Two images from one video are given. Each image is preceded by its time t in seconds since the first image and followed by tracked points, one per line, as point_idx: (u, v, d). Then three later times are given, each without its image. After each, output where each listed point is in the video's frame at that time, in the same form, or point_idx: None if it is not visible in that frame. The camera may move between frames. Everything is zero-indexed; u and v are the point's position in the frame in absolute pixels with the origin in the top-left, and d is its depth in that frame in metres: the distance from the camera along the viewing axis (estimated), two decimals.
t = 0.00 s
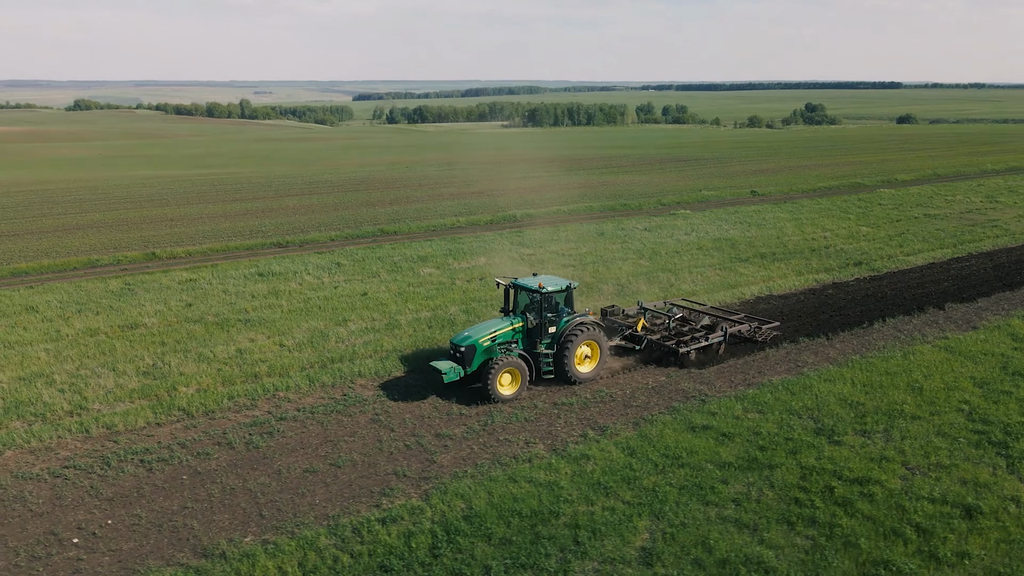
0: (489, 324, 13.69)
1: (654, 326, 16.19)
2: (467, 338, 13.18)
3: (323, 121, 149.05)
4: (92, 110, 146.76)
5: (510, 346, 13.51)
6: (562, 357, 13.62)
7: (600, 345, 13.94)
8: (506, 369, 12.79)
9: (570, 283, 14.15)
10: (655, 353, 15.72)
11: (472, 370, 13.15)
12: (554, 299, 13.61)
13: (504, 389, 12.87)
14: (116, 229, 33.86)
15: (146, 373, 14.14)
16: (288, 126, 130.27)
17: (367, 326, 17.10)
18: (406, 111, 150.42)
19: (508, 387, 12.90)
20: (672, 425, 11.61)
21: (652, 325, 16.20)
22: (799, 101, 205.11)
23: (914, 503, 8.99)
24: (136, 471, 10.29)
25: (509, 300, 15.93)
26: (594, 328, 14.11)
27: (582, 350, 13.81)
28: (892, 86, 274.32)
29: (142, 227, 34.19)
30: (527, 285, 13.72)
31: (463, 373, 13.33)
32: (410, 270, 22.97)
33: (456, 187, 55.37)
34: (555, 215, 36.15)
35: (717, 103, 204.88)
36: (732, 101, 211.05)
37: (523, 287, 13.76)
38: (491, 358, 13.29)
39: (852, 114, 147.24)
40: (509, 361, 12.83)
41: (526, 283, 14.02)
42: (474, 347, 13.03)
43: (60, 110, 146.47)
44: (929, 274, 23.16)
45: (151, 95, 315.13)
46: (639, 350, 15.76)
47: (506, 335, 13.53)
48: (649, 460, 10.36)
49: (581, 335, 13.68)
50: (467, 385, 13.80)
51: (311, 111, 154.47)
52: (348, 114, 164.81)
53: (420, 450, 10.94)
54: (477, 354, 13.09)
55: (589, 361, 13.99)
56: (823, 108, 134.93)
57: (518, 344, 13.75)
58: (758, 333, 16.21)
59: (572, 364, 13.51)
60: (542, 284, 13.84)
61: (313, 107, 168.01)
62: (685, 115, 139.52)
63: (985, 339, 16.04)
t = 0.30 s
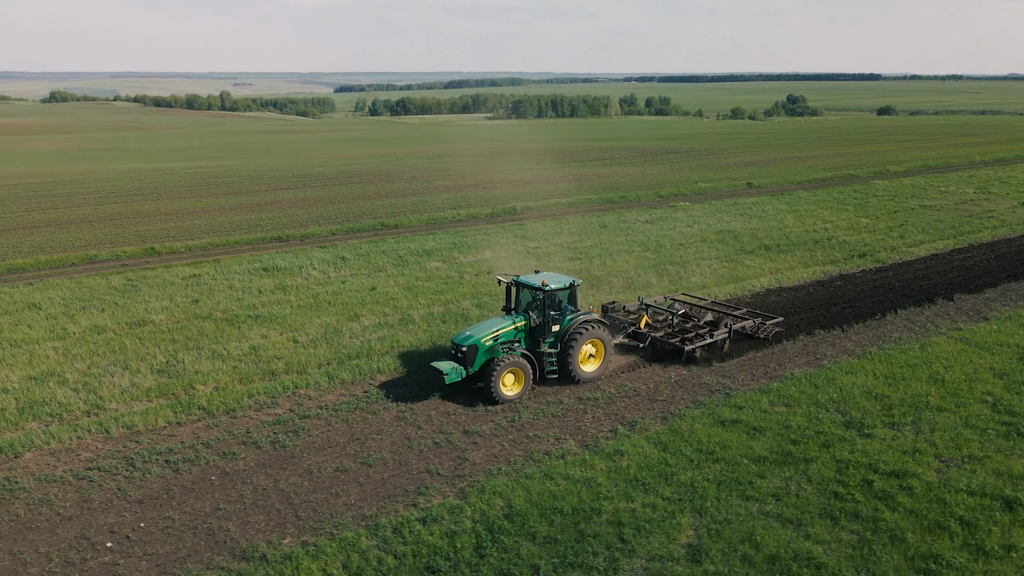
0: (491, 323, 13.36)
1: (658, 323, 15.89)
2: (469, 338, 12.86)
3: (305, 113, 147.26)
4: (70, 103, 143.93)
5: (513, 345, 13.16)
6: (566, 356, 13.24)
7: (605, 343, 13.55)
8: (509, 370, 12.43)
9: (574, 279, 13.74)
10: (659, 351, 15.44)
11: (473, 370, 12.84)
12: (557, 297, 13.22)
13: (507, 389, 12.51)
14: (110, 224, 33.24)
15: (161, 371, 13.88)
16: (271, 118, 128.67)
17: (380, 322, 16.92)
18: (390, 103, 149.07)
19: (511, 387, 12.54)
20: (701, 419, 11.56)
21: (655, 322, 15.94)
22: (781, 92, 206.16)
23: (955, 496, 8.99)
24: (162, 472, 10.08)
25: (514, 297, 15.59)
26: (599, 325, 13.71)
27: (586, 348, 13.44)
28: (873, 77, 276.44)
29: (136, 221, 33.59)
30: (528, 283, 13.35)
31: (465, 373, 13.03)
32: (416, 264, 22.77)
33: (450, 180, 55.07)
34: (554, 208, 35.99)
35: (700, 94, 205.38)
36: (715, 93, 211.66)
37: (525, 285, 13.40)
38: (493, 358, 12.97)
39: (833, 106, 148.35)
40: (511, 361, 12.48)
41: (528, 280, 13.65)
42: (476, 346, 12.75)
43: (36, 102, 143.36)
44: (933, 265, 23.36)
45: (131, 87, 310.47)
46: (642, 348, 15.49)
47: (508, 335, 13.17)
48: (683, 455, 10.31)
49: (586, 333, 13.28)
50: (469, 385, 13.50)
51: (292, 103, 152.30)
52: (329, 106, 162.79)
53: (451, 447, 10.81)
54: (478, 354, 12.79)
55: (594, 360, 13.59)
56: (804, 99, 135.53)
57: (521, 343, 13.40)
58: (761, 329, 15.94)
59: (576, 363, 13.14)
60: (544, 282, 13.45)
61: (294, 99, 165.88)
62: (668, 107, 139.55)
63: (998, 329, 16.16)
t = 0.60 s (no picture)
0: (490, 322, 12.94)
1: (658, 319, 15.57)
2: (468, 338, 12.43)
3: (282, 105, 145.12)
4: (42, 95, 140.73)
5: (512, 345, 12.80)
6: (567, 356, 12.92)
7: (607, 341, 13.27)
8: (511, 371, 12.09)
9: (574, 276, 13.40)
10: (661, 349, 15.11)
11: (473, 371, 12.43)
12: (559, 295, 12.86)
13: (508, 391, 12.20)
14: (99, 219, 32.60)
15: (173, 370, 13.60)
16: (251, 111, 126.88)
17: (390, 317, 16.73)
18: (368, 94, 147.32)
19: (512, 389, 12.22)
20: (727, 413, 11.54)
21: (655, 319, 15.61)
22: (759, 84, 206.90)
23: (990, 488, 9.03)
24: (187, 474, 9.86)
25: (512, 293, 15.20)
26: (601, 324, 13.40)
27: (588, 347, 13.15)
28: (846, 69, 278.15)
29: (126, 216, 32.98)
30: (529, 281, 12.96)
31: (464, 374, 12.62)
32: (419, 258, 22.56)
33: (440, 173, 54.74)
34: (550, 200, 35.91)
35: (679, 86, 205.74)
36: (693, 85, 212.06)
37: (525, 283, 13.02)
38: (493, 358, 12.58)
39: (810, 97, 149.56)
40: (514, 361, 12.13)
41: (528, 278, 13.26)
42: (476, 347, 12.32)
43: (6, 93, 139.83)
44: (933, 255, 23.59)
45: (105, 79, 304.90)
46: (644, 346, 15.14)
47: (508, 334, 12.78)
48: (714, 449, 10.27)
49: (588, 332, 12.98)
50: (468, 386, 13.11)
51: (270, 95, 150.22)
52: (306, 99, 160.29)
53: (479, 444, 10.69)
54: (479, 355, 12.38)
55: (595, 359, 13.31)
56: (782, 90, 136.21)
57: (521, 342, 13.03)
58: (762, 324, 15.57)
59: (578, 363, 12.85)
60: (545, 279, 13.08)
61: (270, 92, 163.27)
62: (647, 98, 139.35)
63: (1006, 319, 16.34)
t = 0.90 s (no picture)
0: (489, 322, 12.55)
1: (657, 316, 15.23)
2: (467, 339, 12.03)
3: (256, 98, 142.79)
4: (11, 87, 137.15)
5: (512, 346, 12.42)
6: (568, 356, 12.57)
7: (608, 341, 12.95)
8: (512, 372, 11.73)
9: (574, 275, 13.02)
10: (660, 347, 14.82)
11: (472, 373, 12.04)
12: (559, 294, 12.47)
13: (509, 393, 11.86)
14: (85, 215, 31.89)
15: (183, 369, 13.32)
16: (229, 103, 125.04)
17: (399, 313, 16.53)
18: (343, 87, 145.48)
19: (513, 391, 11.89)
20: (750, 406, 11.55)
21: (654, 316, 15.29)
22: (734, 76, 207.75)
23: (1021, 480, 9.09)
24: (212, 476, 9.64)
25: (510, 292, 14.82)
26: (602, 323, 13.08)
27: (588, 347, 12.84)
28: (822, 61, 281.03)
29: (113, 211, 32.31)
30: (528, 280, 12.58)
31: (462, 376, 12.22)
32: (421, 253, 22.36)
33: (429, 165, 54.40)
34: (544, 193, 35.79)
35: (656, 78, 205.99)
36: (669, 77, 212.35)
37: (524, 282, 12.66)
38: (493, 360, 12.21)
39: (785, 89, 150.72)
40: (514, 363, 11.77)
41: (527, 276, 12.89)
42: (475, 348, 11.93)
43: None
44: (930, 245, 23.88)
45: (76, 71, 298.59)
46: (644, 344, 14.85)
47: (508, 334, 12.40)
48: (743, 443, 10.27)
49: (588, 332, 12.65)
50: (467, 388, 12.71)
51: (247, 88, 148.25)
52: (281, 92, 157.97)
53: (507, 442, 10.57)
54: (478, 356, 11.99)
55: (596, 359, 13.00)
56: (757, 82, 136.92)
57: (520, 343, 12.66)
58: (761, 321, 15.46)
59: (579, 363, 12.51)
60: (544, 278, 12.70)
61: (245, 84, 160.76)
62: (624, 90, 139.10)
63: (1010, 308, 16.59)
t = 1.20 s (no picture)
0: (484, 322, 12.02)
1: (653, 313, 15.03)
2: (463, 341, 11.49)
3: (225, 91, 140.06)
4: None
5: (509, 347, 11.95)
6: (566, 357, 12.21)
7: (607, 341, 12.65)
8: (510, 376, 11.28)
9: (572, 272, 12.52)
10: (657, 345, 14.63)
11: (468, 377, 11.55)
12: (558, 293, 11.96)
13: (507, 397, 11.43)
14: (66, 211, 31.08)
15: (191, 370, 13.02)
16: (201, 96, 122.64)
17: (404, 309, 16.32)
18: (315, 79, 143.26)
19: (511, 394, 11.47)
20: (770, 398, 11.59)
21: (650, 313, 15.09)
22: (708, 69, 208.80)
23: None
24: (235, 480, 9.42)
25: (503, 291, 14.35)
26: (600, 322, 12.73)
27: (586, 348, 12.53)
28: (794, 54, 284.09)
29: (95, 208, 31.53)
30: (525, 279, 12.04)
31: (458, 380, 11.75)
32: (419, 247, 22.13)
33: (412, 159, 53.99)
34: (534, 187, 35.66)
35: (629, 70, 206.40)
36: (642, 68, 212.85)
37: (520, 280, 12.12)
38: (489, 362, 11.72)
39: (758, 81, 152.22)
40: (513, 366, 11.31)
41: (523, 275, 12.34)
42: (471, 351, 11.41)
43: None
44: (921, 236, 24.24)
45: (38, 62, 290.52)
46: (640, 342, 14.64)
47: (504, 336, 11.90)
48: (768, 435, 10.30)
49: (587, 332, 12.29)
50: (462, 391, 12.25)
51: (219, 81, 145.59)
52: (251, 84, 155.12)
53: (532, 439, 10.48)
54: (475, 359, 11.47)
55: (594, 359, 12.67)
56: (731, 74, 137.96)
57: (517, 344, 12.18)
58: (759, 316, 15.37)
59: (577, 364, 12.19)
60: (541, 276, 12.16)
61: (215, 76, 157.77)
62: (598, 82, 138.96)
63: (1007, 297, 16.89)
